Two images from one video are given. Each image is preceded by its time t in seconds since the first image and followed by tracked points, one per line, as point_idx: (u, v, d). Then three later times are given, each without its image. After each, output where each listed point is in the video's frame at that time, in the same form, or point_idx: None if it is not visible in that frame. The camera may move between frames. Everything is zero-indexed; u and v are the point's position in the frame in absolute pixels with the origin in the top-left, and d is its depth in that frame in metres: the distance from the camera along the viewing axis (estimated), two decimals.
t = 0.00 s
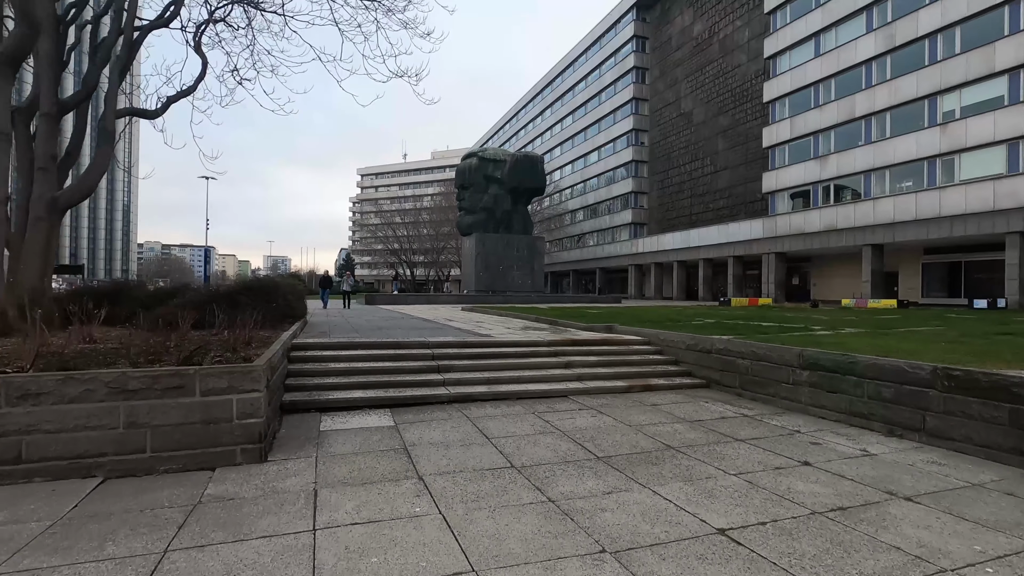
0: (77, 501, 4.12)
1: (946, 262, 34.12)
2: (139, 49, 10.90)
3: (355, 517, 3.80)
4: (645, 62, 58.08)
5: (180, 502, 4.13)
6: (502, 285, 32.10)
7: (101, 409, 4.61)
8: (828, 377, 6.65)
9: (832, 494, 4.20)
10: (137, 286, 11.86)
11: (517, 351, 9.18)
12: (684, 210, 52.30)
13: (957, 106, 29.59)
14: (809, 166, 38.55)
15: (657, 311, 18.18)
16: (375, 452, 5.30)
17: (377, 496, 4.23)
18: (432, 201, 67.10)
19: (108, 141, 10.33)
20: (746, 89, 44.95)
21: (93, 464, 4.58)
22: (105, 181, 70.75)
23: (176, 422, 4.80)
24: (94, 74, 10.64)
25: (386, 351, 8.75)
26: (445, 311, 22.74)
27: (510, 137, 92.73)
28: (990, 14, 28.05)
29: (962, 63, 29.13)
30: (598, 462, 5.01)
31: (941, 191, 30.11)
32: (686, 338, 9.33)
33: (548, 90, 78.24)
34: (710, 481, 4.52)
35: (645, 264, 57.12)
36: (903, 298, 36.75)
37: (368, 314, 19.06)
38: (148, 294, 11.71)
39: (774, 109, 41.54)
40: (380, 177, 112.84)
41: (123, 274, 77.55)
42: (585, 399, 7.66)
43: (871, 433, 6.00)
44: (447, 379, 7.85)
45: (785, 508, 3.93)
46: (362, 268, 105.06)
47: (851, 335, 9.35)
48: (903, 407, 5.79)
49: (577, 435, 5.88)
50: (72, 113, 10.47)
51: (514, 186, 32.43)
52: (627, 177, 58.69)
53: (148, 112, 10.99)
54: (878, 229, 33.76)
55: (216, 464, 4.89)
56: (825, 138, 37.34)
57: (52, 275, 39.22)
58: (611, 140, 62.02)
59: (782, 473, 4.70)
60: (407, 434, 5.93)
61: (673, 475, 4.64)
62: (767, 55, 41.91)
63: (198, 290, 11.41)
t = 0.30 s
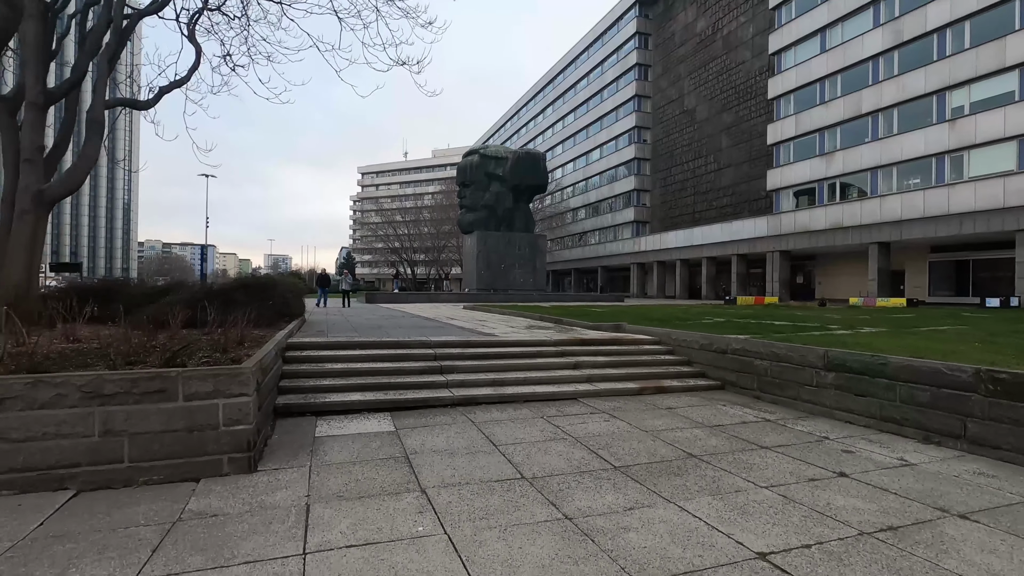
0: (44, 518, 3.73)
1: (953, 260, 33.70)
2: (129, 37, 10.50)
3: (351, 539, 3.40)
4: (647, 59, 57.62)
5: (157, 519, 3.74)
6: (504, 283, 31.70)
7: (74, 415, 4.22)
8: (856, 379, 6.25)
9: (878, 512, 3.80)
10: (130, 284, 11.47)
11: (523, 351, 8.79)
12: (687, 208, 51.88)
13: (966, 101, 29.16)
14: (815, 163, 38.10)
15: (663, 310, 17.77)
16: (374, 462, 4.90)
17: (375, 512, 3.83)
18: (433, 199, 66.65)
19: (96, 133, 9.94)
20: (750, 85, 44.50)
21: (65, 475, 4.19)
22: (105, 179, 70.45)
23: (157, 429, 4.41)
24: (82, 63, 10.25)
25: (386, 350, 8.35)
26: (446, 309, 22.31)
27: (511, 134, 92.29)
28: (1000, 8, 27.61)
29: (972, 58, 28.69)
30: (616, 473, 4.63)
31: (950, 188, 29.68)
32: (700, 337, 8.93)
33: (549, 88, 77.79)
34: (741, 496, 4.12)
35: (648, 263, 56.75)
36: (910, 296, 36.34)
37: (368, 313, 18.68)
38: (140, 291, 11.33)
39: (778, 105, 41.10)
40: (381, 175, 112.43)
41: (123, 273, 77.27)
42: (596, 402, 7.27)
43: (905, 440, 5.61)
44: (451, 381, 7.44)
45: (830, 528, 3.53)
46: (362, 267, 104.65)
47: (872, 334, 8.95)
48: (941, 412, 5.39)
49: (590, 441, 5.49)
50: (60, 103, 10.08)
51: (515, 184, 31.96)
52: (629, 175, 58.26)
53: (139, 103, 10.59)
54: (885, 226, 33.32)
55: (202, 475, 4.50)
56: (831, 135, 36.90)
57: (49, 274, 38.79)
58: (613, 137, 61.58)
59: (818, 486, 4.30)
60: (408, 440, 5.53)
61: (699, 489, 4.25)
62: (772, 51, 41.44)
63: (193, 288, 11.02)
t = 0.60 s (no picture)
0: None
1: (959, 259, 33.34)
2: (115, 24, 10.04)
3: (337, 569, 2.99)
4: (649, 56, 57.21)
5: (121, 542, 3.35)
6: (504, 281, 31.34)
7: (35, 425, 3.82)
8: (882, 384, 5.88)
9: (928, 534, 3.40)
10: (120, 282, 11.05)
11: (527, 352, 8.38)
12: (688, 206, 51.49)
13: (974, 98, 28.75)
14: (818, 161, 37.70)
15: (668, 309, 17.39)
16: (367, 474, 4.50)
17: (366, 534, 3.44)
18: (433, 197, 66.28)
19: (82, 124, 9.55)
20: (752, 82, 44.10)
21: (25, 490, 3.80)
22: (104, 178, 70.21)
23: (130, 439, 4.02)
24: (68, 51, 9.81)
25: (382, 351, 7.95)
26: (446, 309, 21.97)
27: (511, 133, 91.93)
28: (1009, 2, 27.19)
29: (980, 53, 28.28)
30: (631, 487, 4.25)
31: (957, 186, 29.28)
32: (711, 337, 8.55)
33: (550, 86, 77.38)
34: (771, 516, 3.72)
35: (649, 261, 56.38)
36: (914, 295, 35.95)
37: (367, 311, 18.33)
38: (129, 289, 10.93)
39: (782, 102, 40.69)
40: (380, 174, 112.15)
41: (123, 271, 77.09)
42: (605, 406, 6.88)
43: (936, 450, 5.23)
44: (450, 384, 7.04)
45: (878, 555, 3.14)
46: (362, 266, 104.32)
47: (891, 335, 8.55)
48: (978, 420, 5.01)
49: (601, 451, 5.08)
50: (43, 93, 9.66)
51: (516, 182, 31.56)
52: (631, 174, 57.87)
53: (127, 94, 10.17)
54: (890, 224, 32.92)
55: (180, 490, 4.11)
56: (835, 132, 36.50)
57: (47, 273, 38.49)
58: (614, 135, 61.23)
59: (854, 503, 3.91)
60: (404, 450, 5.16)
61: (724, 506, 3.86)
62: (775, 47, 41.04)
63: (184, 286, 10.62)
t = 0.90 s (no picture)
0: None
1: (965, 257, 32.93)
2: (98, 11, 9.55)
3: None
4: (650, 53, 56.71)
5: None
6: (504, 280, 30.92)
7: None
8: (914, 393, 5.46)
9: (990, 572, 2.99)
10: (105, 279, 10.63)
11: (529, 355, 7.95)
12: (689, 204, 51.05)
13: (982, 94, 28.33)
14: (822, 158, 37.26)
15: (673, 309, 16.97)
16: (356, 495, 4.08)
17: (349, 571, 3.02)
18: (432, 196, 65.79)
19: (62, 116, 9.11)
20: (755, 79, 43.64)
21: None
22: (102, 176, 69.67)
23: (88, 457, 3.59)
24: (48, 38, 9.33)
25: (376, 355, 7.50)
26: (445, 308, 21.55)
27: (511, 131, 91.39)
28: None
29: (988, 49, 27.86)
30: (646, 511, 3.83)
31: (964, 183, 28.85)
32: (723, 339, 8.12)
33: (550, 83, 76.85)
34: (808, 548, 3.30)
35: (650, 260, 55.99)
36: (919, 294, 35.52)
37: (364, 311, 17.91)
38: (116, 287, 10.51)
39: (785, 99, 40.23)
40: (380, 172, 111.64)
41: (122, 270, 76.70)
42: (613, 414, 6.46)
43: (975, 466, 4.82)
44: (449, 390, 6.60)
45: None
46: (361, 264, 103.86)
47: (912, 337, 8.12)
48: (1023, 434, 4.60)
49: (612, 466, 4.67)
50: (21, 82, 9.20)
51: (516, 179, 31.13)
52: (632, 172, 57.42)
53: (110, 85, 9.72)
54: (896, 223, 32.50)
55: (146, 514, 3.69)
56: (839, 129, 36.06)
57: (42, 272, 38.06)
58: (615, 133, 60.76)
59: (898, 531, 3.49)
60: (396, 465, 4.74)
61: (753, 535, 3.44)
62: (778, 44, 40.56)
63: (171, 284, 10.20)
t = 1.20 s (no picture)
0: None
1: (968, 256, 32.65)
2: None
3: None
4: (649, 51, 56.35)
5: None
6: (504, 279, 30.52)
7: None
8: (951, 396, 5.07)
9: None
10: (91, 276, 10.23)
11: (533, 355, 7.55)
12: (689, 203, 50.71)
13: (987, 91, 28.01)
14: (824, 156, 36.93)
15: (678, 308, 16.60)
16: (346, 512, 3.67)
17: None
18: (430, 195, 65.42)
19: (42, 105, 8.67)
20: (756, 77, 43.30)
21: None
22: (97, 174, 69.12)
23: (41, 470, 3.18)
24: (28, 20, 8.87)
25: (372, 356, 7.08)
26: (442, 307, 21.17)
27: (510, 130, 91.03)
28: None
29: (993, 45, 27.53)
30: (669, 530, 3.44)
31: (969, 181, 28.53)
32: (737, 338, 7.72)
33: (549, 82, 76.51)
34: None
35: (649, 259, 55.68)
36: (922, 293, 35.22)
37: (361, 310, 17.51)
38: (102, 284, 10.10)
39: (787, 97, 39.90)
40: (378, 171, 111.31)
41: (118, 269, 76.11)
42: (623, 418, 6.07)
43: None
44: (450, 393, 6.20)
45: None
46: (359, 264, 103.47)
47: (933, 336, 7.75)
48: None
49: (628, 477, 4.27)
50: None
51: (516, 177, 30.74)
52: (631, 171, 57.05)
53: (95, 74, 9.30)
54: (899, 221, 32.16)
55: (109, 536, 3.29)
56: (841, 126, 35.73)
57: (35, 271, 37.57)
58: (614, 131, 60.42)
59: (957, 555, 3.09)
60: (390, 476, 4.33)
61: (794, 559, 3.06)
62: (779, 41, 40.24)
63: (158, 281, 9.76)
